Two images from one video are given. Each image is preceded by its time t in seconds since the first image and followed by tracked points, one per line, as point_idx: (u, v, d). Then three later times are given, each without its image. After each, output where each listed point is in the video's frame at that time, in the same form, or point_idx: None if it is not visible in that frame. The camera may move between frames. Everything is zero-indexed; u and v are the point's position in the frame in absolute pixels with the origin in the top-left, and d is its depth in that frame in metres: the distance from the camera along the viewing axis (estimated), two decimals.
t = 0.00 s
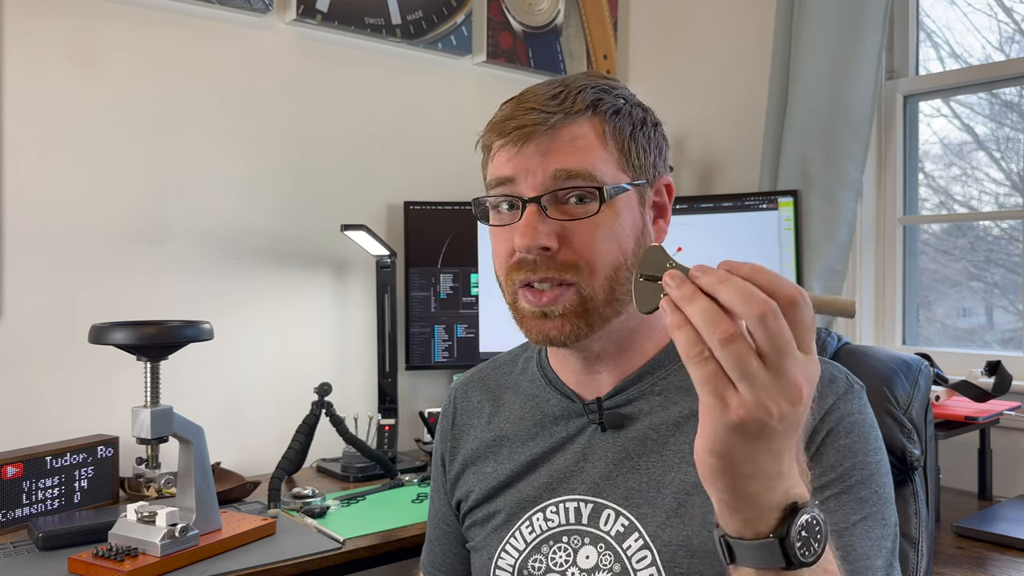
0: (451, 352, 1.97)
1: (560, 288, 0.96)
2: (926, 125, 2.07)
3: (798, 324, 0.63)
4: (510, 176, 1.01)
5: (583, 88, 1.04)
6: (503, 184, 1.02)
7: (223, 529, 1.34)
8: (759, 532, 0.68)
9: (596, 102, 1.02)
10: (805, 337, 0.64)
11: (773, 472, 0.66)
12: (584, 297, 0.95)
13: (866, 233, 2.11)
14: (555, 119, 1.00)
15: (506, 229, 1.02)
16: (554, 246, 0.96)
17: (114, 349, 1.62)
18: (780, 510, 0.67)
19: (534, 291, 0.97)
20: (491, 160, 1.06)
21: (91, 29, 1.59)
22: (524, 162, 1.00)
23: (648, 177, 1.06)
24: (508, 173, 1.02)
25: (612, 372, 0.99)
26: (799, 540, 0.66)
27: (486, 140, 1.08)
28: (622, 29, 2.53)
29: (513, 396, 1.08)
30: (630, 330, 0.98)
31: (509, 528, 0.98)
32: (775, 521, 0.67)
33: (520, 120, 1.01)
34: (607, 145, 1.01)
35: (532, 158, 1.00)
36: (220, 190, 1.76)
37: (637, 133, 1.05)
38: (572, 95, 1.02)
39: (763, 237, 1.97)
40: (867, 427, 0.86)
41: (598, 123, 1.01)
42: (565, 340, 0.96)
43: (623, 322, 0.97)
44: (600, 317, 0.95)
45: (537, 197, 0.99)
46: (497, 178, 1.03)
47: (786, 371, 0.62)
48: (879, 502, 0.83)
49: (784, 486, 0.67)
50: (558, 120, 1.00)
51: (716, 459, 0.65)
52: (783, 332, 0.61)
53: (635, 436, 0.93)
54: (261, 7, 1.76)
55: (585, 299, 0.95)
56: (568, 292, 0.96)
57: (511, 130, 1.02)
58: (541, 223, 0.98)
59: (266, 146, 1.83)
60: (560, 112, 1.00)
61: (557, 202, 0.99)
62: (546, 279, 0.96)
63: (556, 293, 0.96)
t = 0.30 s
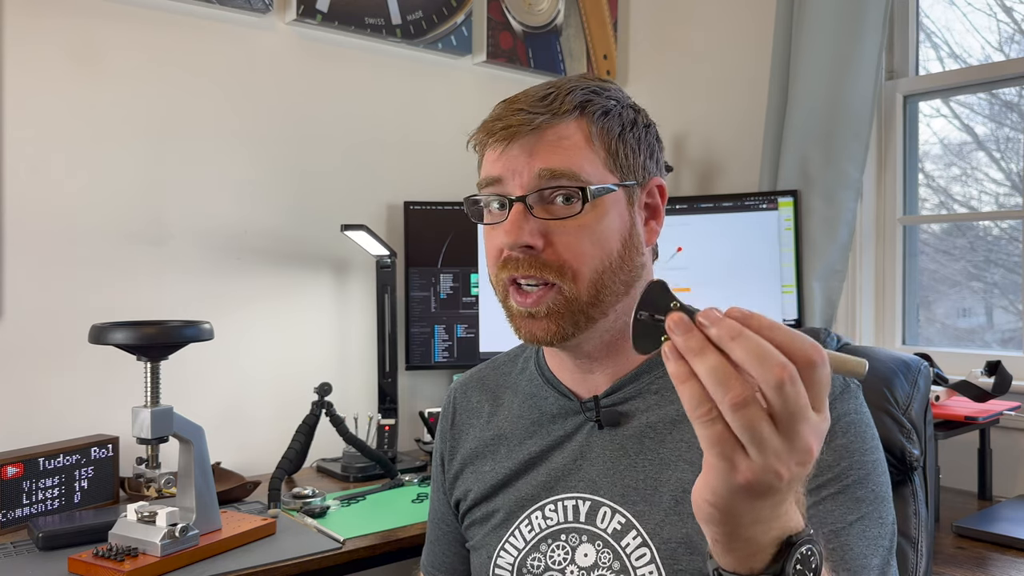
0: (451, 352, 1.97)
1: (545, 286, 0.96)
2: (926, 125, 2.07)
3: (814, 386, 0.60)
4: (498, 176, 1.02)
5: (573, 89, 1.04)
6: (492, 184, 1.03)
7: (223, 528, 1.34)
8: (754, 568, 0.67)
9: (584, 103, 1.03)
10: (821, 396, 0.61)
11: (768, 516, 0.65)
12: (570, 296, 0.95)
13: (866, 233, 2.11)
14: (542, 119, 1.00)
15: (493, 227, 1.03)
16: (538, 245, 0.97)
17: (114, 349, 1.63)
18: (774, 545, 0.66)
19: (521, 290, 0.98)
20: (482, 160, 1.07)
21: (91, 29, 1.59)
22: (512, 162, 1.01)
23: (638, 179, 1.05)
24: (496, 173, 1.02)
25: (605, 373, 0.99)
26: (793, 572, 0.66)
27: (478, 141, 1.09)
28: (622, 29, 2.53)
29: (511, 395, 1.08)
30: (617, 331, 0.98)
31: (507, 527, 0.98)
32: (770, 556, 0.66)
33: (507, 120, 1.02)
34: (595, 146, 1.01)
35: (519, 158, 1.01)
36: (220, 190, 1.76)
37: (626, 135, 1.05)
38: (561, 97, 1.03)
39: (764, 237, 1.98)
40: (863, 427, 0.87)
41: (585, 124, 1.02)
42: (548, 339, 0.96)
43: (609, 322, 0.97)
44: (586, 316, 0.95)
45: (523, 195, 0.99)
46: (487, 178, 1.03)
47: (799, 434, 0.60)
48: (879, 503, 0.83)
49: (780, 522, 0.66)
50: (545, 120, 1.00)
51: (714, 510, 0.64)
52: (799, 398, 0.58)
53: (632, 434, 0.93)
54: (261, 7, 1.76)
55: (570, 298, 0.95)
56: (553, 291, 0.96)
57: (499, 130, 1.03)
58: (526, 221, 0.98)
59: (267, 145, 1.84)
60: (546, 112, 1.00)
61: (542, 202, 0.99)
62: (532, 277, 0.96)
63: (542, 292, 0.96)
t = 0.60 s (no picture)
0: (451, 352, 1.97)
1: (550, 265, 0.96)
2: (926, 125, 2.07)
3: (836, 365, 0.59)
4: (496, 164, 1.04)
5: (562, 83, 1.08)
6: (489, 174, 1.06)
7: (223, 529, 1.34)
8: (755, 552, 0.67)
9: (575, 95, 1.05)
10: (841, 382, 0.60)
11: (774, 500, 0.64)
12: (574, 273, 0.95)
13: (866, 233, 2.11)
14: (532, 109, 1.04)
15: (494, 218, 1.04)
16: (540, 226, 0.97)
17: (114, 349, 1.62)
18: (774, 528, 0.66)
19: (523, 275, 0.98)
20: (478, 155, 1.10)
21: (91, 29, 1.59)
22: (506, 150, 1.04)
23: (630, 167, 1.07)
24: (492, 164, 1.05)
25: (606, 367, 0.99)
26: (794, 556, 0.66)
27: (474, 139, 1.12)
28: (622, 29, 2.54)
29: (513, 395, 1.08)
30: (620, 316, 0.97)
31: (507, 526, 0.98)
32: (768, 541, 0.67)
33: (500, 113, 1.05)
34: (586, 133, 1.04)
35: (514, 145, 1.03)
36: (220, 190, 1.76)
37: (617, 126, 1.08)
38: (551, 89, 1.06)
39: (764, 237, 1.98)
40: (859, 422, 0.86)
41: (576, 113, 1.04)
42: (554, 321, 0.94)
43: (611, 304, 0.96)
44: (590, 294, 0.95)
45: (521, 180, 1.01)
46: (484, 170, 1.06)
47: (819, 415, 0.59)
48: (873, 501, 0.83)
49: (779, 509, 0.66)
50: (534, 110, 1.03)
51: (725, 491, 0.64)
52: (826, 380, 0.57)
53: (630, 432, 0.93)
54: (261, 7, 1.76)
55: (574, 276, 0.95)
56: (557, 270, 0.96)
57: (494, 122, 1.06)
58: (526, 205, 0.99)
59: (267, 145, 1.84)
60: (538, 101, 1.03)
61: (540, 185, 1.01)
62: (535, 258, 0.96)
63: (546, 272, 0.96)
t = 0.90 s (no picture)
0: (451, 352, 1.97)
1: (549, 269, 0.96)
2: (926, 125, 2.07)
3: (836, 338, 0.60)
4: (491, 172, 1.04)
5: (553, 86, 1.08)
6: (485, 181, 1.05)
7: (223, 529, 1.34)
8: (759, 536, 0.67)
9: (567, 98, 1.05)
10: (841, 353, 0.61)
11: (780, 480, 0.64)
12: (574, 277, 0.95)
13: (866, 233, 2.11)
14: (526, 114, 1.03)
15: (492, 222, 1.04)
16: (538, 231, 0.97)
17: (114, 349, 1.63)
18: (780, 510, 0.67)
19: (523, 280, 0.97)
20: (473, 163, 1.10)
21: (91, 29, 1.59)
22: (501, 156, 1.03)
23: (625, 167, 1.07)
24: (487, 172, 1.05)
25: (606, 367, 0.99)
26: (799, 540, 0.66)
27: (467, 146, 1.11)
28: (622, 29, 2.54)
29: (512, 395, 1.08)
30: (619, 316, 0.98)
31: (506, 525, 0.98)
32: (775, 524, 0.67)
33: (493, 119, 1.05)
34: (581, 136, 1.04)
35: (509, 152, 1.03)
36: (220, 190, 1.76)
37: (610, 127, 1.08)
38: (544, 94, 1.06)
39: (764, 237, 1.98)
40: (858, 418, 0.86)
41: (569, 117, 1.04)
42: (555, 324, 0.94)
43: (611, 306, 0.96)
44: (590, 297, 0.95)
45: (518, 186, 1.01)
46: (479, 178, 1.06)
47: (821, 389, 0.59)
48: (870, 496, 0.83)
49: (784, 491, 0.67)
50: (527, 116, 1.03)
51: (732, 471, 0.63)
52: (827, 353, 0.58)
53: (629, 431, 0.93)
54: (261, 7, 1.77)
55: (573, 279, 0.95)
56: (557, 274, 0.95)
57: (488, 128, 1.06)
58: (524, 210, 0.99)
59: (267, 146, 1.84)
60: (532, 107, 1.03)
61: (537, 189, 1.01)
62: (535, 263, 0.96)
63: (546, 275, 0.96)
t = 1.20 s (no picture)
0: (452, 352, 1.97)
1: (544, 273, 0.96)
2: (926, 126, 2.07)
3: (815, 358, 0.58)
4: (487, 173, 1.04)
5: (549, 87, 1.07)
6: (482, 183, 1.05)
7: (223, 529, 1.34)
8: (745, 543, 0.67)
9: (564, 99, 1.05)
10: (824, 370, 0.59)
11: (765, 490, 0.64)
12: (569, 280, 0.95)
13: (866, 233, 2.11)
14: (521, 115, 1.03)
15: (489, 225, 1.04)
16: (534, 233, 0.96)
17: (114, 349, 1.62)
18: (765, 521, 0.66)
19: (518, 282, 0.98)
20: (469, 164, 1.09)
21: (91, 29, 1.59)
22: (496, 158, 1.03)
23: (621, 167, 1.07)
24: (483, 173, 1.05)
25: (605, 368, 0.98)
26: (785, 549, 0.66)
27: (464, 147, 1.11)
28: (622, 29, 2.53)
29: (511, 397, 1.08)
30: (617, 318, 0.97)
31: (506, 527, 0.98)
32: (761, 533, 0.67)
33: (489, 121, 1.05)
34: (578, 137, 1.03)
35: (504, 154, 1.03)
36: (220, 190, 1.76)
37: (607, 127, 1.08)
38: (539, 95, 1.06)
39: (764, 237, 1.98)
40: (859, 422, 0.86)
41: (565, 118, 1.04)
42: (551, 327, 0.94)
43: (607, 308, 0.96)
44: (585, 300, 0.95)
45: (514, 187, 1.00)
46: (475, 179, 1.06)
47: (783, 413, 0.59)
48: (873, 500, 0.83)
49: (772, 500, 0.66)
50: (521, 117, 1.03)
51: (713, 481, 0.64)
52: (803, 368, 0.57)
53: (628, 433, 0.93)
54: (261, 7, 1.76)
55: (568, 282, 0.95)
56: (552, 277, 0.95)
57: (484, 130, 1.06)
58: (520, 212, 0.98)
59: (267, 145, 1.84)
60: (528, 108, 1.03)
61: (533, 191, 1.00)
62: (529, 267, 0.96)
63: (541, 279, 0.96)
